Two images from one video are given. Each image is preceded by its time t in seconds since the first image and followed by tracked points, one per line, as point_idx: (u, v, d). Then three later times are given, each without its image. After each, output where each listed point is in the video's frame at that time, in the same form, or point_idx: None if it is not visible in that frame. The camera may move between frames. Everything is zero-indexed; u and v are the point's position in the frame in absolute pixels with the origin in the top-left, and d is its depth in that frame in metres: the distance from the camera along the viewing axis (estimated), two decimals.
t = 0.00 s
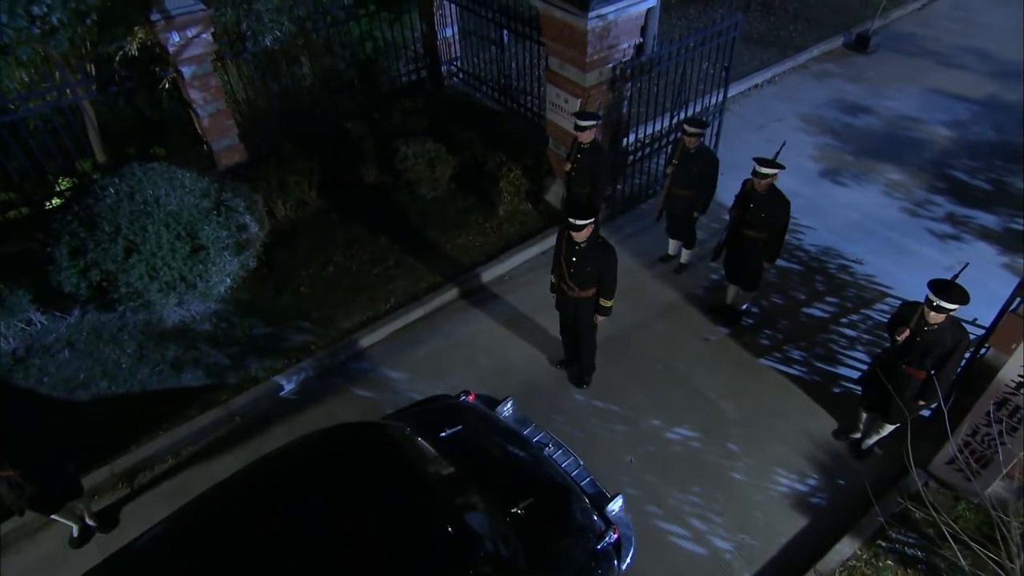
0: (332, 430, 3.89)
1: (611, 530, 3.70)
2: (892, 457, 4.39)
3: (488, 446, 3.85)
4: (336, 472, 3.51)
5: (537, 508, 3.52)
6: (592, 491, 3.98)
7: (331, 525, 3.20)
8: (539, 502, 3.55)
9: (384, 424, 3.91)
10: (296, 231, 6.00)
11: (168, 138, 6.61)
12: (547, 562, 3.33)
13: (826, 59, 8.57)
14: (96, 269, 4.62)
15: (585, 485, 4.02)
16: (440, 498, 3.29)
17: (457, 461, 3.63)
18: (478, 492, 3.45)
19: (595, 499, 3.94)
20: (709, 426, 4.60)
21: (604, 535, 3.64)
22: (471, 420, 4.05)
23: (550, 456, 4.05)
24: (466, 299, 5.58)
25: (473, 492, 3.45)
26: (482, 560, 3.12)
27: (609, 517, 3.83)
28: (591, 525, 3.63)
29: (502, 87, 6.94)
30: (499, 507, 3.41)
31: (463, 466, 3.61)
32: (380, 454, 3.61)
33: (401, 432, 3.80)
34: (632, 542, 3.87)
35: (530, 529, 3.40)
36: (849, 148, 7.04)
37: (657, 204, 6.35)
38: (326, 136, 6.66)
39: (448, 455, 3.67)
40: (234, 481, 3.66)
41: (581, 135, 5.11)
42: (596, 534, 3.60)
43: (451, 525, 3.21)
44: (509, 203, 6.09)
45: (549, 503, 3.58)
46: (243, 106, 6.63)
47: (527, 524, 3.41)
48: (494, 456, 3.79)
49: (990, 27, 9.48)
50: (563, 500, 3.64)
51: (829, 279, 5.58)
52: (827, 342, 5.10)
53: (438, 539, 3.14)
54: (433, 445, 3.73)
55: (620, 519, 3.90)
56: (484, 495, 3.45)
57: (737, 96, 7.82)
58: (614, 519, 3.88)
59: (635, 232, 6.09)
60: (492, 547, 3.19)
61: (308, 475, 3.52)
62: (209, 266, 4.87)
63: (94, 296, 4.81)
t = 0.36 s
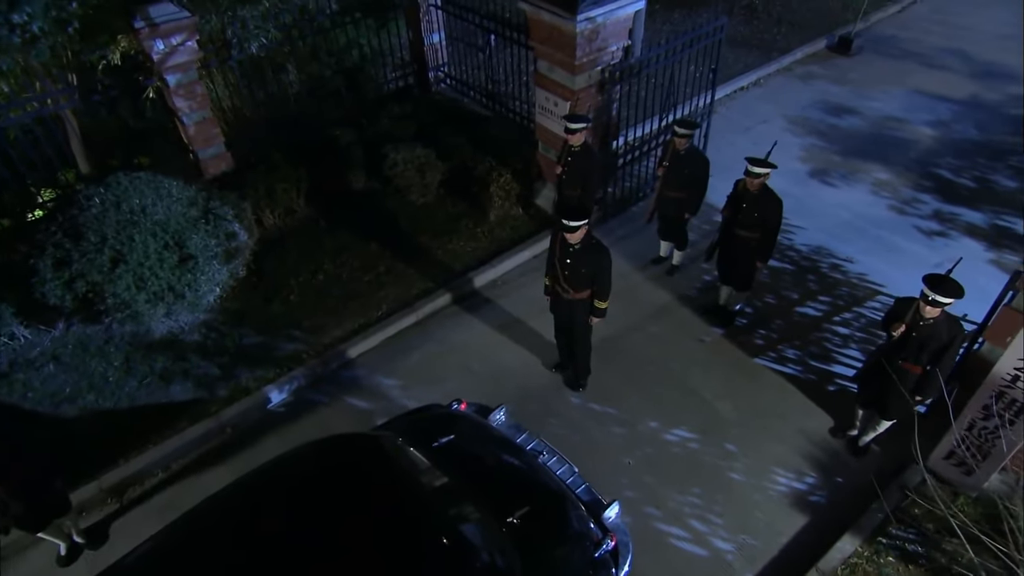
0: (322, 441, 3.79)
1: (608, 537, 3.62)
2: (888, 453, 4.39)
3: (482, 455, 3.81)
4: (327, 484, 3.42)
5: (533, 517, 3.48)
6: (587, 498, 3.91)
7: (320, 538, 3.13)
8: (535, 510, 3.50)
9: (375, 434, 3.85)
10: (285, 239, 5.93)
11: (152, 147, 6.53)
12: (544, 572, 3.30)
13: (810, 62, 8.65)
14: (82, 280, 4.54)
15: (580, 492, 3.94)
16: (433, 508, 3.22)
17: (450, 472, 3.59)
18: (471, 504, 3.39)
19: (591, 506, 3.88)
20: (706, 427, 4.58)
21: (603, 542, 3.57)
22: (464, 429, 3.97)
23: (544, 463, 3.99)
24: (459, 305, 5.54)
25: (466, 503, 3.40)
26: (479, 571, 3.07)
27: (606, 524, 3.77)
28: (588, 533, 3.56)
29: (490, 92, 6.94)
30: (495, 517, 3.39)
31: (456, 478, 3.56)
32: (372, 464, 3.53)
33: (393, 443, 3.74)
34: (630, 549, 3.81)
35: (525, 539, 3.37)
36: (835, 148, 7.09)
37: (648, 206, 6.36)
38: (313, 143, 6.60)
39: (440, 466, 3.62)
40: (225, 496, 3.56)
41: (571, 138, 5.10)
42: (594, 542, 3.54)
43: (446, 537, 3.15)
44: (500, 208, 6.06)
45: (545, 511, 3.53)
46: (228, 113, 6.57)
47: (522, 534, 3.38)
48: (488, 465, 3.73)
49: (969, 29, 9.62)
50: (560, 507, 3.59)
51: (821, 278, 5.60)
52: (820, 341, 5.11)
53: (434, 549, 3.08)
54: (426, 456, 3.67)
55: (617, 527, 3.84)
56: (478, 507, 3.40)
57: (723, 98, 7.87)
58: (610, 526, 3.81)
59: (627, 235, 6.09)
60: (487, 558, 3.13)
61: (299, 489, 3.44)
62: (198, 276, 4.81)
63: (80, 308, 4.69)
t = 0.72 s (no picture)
0: (311, 455, 3.72)
1: (602, 546, 3.51)
2: (884, 449, 4.39)
3: (473, 466, 3.73)
4: (316, 498, 3.35)
5: (526, 527, 3.41)
6: (581, 506, 3.80)
7: (307, 550, 3.05)
8: (528, 521, 3.43)
9: (363, 447, 3.76)
10: (273, 247, 5.86)
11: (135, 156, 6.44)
12: None
13: (792, 64, 8.73)
14: (65, 292, 4.43)
15: (573, 501, 3.85)
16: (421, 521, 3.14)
17: (441, 484, 3.50)
18: (462, 516, 3.30)
19: (584, 514, 3.77)
20: (702, 427, 4.56)
21: (597, 552, 3.46)
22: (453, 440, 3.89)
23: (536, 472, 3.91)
24: (450, 310, 5.49)
25: (458, 515, 3.31)
26: None
27: (600, 533, 3.64)
28: (582, 543, 3.47)
29: (477, 97, 6.93)
30: (488, 528, 3.32)
31: (447, 490, 3.48)
32: (363, 479, 3.46)
33: (382, 455, 3.65)
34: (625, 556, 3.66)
35: (518, 551, 3.29)
36: (820, 148, 7.15)
37: (637, 208, 6.36)
38: (299, 149, 6.54)
39: (430, 479, 3.54)
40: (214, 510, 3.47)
41: (560, 140, 5.09)
42: (588, 552, 3.43)
43: (438, 550, 3.06)
44: (489, 212, 6.03)
45: (537, 522, 3.45)
46: (212, 120, 6.51)
47: (515, 545, 3.30)
48: (481, 477, 3.66)
49: (947, 30, 9.76)
50: (553, 517, 3.52)
51: (811, 276, 5.63)
52: (813, 338, 5.12)
53: (425, 563, 2.99)
54: (416, 469, 3.59)
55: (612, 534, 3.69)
56: (470, 519, 3.32)
57: (708, 100, 7.91)
58: (605, 535, 3.67)
59: (617, 237, 6.09)
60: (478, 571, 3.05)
61: (288, 504, 3.35)
62: (186, 284, 4.72)
63: (63, 320, 4.55)
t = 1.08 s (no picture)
0: (300, 473, 3.60)
1: (594, 562, 3.34)
2: (880, 446, 4.39)
3: (462, 481, 3.54)
4: (305, 516, 3.26)
5: (517, 545, 3.22)
6: (572, 522, 3.61)
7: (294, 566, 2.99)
8: (519, 538, 3.25)
9: (347, 467, 3.62)
10: (260, 258, 5.78)
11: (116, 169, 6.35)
12: None
13: (774, 68, 8.82)
14: (46, 305, 4.36)
15: (564, 516, 3.64)
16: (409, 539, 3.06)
17: (428, 503, 3.34)
18: (450, 536, 3.17)
19: (576, 529, 3.57)
20: (697, 429, 4.54)
21: (590, 568, 3.30)
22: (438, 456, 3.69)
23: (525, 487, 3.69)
24: (441, 318, 5.44)
25: (447, 535, 3.19)
26: None
27: (593, 549, 3.46)
28: (574, 561, 3.29)
29: (463, 105, 6.92)
30: (476, 547, 3.15)
31: (434, 508, 3.31)
32: (351, 498, 3.35)
33: (367, 474, 3.52)
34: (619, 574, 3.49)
35: (510, 570, 3.10)
36: (804, 150, 7.21)
37: (625, 213, 6.37)
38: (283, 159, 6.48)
39: (418, 498, 3.38)
40: (206, 530, 3.35)
41: (548, 144, 5.07)
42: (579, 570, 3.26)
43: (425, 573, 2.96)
44: (478, 219, 6.00)
45: (528, 539, 3.26)
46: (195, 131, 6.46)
47: (505, 565, 3.11)
48: (469, 492, 3.46)
49: (924, 34, 9.91)
50: (544, 534, 3.33)
51: (800, 277, 5.65)
52: (804, 338, 5.13)
53: None
54: (402, 487, 3.43)
55: (605, 550, 3.52)
56: (460, 538, 3.17)
57: (692, 105, 7.96)
58: (598, 550, 3.50)
59: (608, 241, 6.09)
60: None
61: (277, 523, 3.25)
62: (171, 296, 4.68)
63: (45, 335, 4.57)
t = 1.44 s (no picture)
0: (283, 500, 3.45)
1: None
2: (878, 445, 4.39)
3: (441, 510, 3.26)
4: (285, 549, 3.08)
5: None
6: (553, 549, 3.20)
7: None
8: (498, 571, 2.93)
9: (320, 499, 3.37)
10: (247, 268, 5.70)
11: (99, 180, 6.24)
12: None
13: (758, 74, 8.89)
14: (29, 319, 4.26)
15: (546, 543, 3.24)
16: None
17: (405, 536, 3.09)
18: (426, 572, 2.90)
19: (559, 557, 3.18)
20: (694, 432, 4.51)
21: None
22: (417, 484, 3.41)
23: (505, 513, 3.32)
24: (433, 325, 5.38)
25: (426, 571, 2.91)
26: None
27: None
28: None
29: (450, 112, 6.91)
30: None
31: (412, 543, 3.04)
32: (327, 531, 3.14)
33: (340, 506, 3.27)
34: None
35: None
36: (791, 154, 7.25)
37: (616, 217, 6.36)
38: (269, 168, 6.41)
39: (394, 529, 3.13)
40: (195, 553, 3.25)
41: (539, 149, 5.06)
42: None
43: None
44: (468, 226, 5.96)
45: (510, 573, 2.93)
46: (179, 142, 6.43)
47: None
48: (447, 521, 3.19)
49: (904, 39, 10.05)
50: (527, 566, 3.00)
51: (792, 278, 5.66)
52: (798, 339, 5.13)
53: None
54: (376, 519, 3.19)
55: None
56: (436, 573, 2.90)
57: (678, 110, 8.00)
58: None
59: (599, 245, 6.07)
60: None
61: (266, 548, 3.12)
62: (158, 307, 4.63)
63: (26, 350, 4.35)
